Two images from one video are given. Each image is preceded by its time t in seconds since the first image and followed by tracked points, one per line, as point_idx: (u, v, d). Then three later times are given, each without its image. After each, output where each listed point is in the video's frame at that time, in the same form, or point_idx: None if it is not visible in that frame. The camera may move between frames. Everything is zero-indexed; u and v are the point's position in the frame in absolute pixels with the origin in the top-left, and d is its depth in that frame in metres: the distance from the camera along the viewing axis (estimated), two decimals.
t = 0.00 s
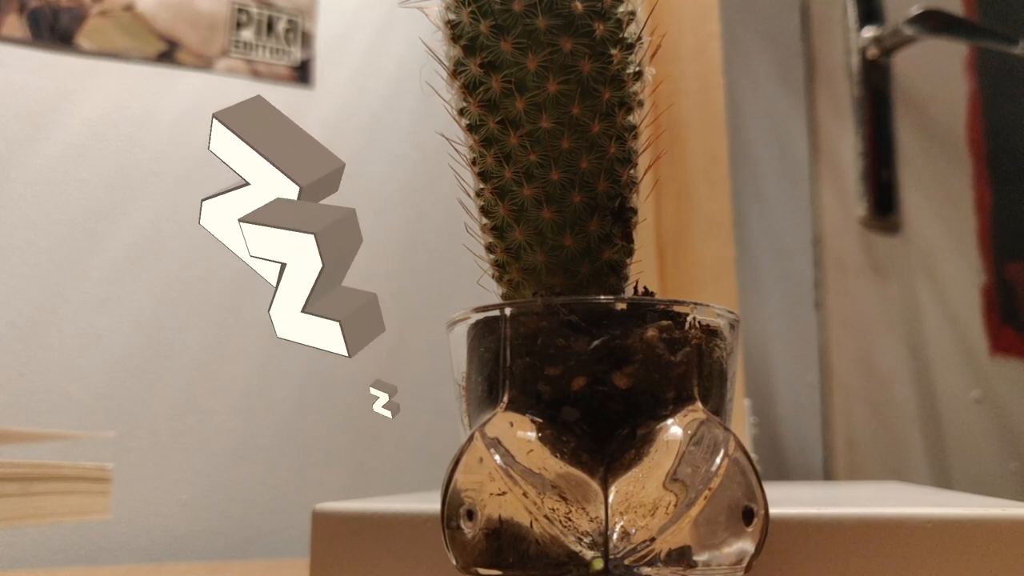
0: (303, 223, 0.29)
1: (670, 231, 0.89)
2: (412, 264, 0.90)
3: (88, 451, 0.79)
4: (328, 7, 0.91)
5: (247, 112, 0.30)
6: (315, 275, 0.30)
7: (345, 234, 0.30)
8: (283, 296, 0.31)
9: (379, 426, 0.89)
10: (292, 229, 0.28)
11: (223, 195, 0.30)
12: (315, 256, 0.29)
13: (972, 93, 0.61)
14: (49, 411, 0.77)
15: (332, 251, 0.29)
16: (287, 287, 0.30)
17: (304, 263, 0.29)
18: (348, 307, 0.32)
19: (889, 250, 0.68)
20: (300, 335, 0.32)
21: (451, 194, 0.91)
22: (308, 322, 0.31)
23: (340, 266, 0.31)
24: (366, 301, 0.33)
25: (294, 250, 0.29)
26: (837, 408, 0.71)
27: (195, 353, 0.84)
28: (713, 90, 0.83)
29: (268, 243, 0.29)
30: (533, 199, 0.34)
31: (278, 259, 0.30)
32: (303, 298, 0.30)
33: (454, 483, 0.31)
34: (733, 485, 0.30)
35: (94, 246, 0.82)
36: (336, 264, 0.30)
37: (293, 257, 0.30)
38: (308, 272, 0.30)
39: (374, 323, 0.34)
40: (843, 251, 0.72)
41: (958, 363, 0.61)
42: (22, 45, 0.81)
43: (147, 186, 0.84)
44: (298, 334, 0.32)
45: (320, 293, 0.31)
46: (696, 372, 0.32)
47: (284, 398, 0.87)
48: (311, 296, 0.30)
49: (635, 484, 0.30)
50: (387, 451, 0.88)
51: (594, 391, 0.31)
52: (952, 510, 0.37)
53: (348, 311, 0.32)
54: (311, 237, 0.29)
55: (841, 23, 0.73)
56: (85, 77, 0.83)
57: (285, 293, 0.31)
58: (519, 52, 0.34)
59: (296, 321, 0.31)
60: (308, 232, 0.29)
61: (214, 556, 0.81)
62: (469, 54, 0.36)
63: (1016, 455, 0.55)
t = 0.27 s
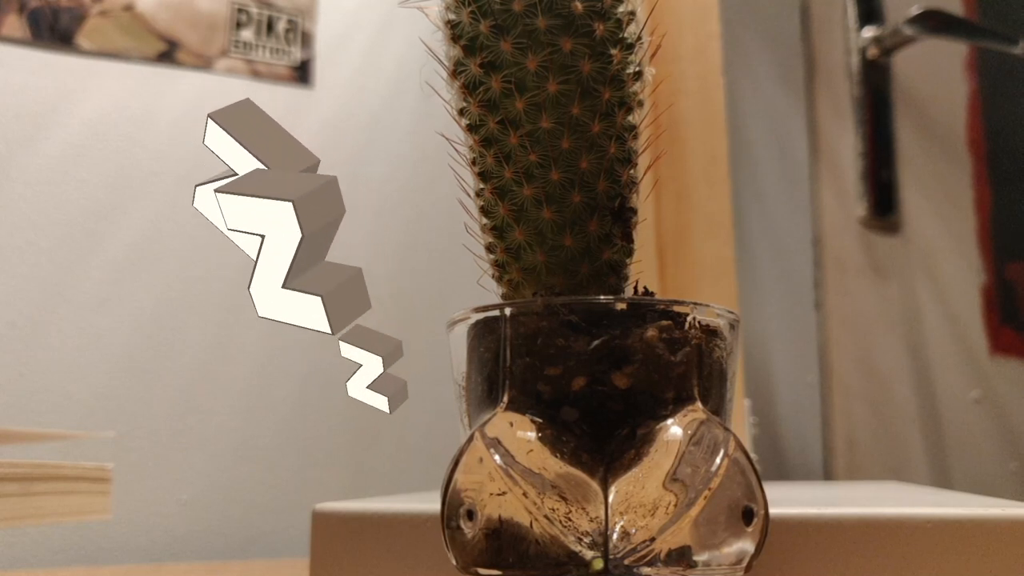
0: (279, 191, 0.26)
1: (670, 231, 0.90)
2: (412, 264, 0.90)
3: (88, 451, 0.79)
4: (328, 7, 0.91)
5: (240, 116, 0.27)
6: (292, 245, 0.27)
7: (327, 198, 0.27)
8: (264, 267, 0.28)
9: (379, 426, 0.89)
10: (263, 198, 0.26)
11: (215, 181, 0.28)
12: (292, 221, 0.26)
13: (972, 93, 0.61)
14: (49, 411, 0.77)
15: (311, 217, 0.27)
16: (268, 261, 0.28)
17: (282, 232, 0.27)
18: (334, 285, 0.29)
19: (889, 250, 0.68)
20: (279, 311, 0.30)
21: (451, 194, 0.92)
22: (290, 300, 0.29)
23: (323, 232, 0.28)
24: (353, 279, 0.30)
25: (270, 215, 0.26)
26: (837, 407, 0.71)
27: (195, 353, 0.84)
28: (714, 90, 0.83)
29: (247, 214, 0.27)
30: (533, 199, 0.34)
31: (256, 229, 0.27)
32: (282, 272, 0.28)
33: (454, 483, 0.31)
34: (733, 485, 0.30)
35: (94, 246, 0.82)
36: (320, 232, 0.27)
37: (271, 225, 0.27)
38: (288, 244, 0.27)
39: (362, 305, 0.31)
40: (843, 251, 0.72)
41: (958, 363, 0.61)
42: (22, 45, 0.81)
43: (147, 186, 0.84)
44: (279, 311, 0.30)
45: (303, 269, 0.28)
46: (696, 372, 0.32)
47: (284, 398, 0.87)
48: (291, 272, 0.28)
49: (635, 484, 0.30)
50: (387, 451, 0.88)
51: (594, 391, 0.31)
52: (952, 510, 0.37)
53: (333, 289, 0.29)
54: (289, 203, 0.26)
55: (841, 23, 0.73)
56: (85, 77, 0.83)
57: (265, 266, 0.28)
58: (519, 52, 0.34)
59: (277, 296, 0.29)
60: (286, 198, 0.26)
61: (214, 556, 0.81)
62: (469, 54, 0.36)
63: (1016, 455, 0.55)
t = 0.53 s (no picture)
0: (257, 161, 0.28)
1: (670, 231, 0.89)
2: (411, 265, 0.90)
3: (88, 451, 0.79)
4: (327, 7, 0.91)
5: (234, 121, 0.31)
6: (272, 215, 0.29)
7: (309, 168, 0.30)
8: (243, 247, 0.30)
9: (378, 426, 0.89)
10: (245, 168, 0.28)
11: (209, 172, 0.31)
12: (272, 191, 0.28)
13: (971, 93, 0.63)
14: (48, 411, 0.77)
15: (294, 186, 0.29)
16: (247, 237, 0.30)
17: (262, 202, 0.29)
18: (315, 261, 0.31)
19: (888, 250, 0.70)
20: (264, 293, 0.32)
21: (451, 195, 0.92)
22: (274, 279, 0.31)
23: (303, 203, 0.30)
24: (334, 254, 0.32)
25: (250, 187, 0.29)
26: (837, 408, 0.71)
27: (195, 353, 0.84)
28: (714, 90, 0.81)
29: (233, 190, 0.29)
30: (532, 199, 0.34)
31: (237, 204, 0.29)
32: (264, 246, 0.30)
33: (454, 483, 0.31)
34: (733, 485, 0.30)
35: (93, 246, 0.82)
36: (302, 200, 0.30)
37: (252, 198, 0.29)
38: (268, 211, 0.29)
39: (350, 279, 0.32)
40: (843, 251, 0.72)
41: (958, 363, 0.62)
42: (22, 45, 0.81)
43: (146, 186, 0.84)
44: (262, 292, 0.32)
45: (282, 246, 0.30)
46: (696, 371, 0.32)
47: (283, 398, 0.87)
48: (271, 246, 0.30)
49: (635, 484, 0.30)
50: (387, 451, 0.88)
51: (593, 391, 0.31)
52: (951, 510, 0.37)
53: (313, 264, 0.31)
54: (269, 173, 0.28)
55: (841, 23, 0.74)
56: (84, 77, 0.83)
57: (244, 244, 0.30)
58: (519, 52, 0.34)
59: (257, 275, 0.31)
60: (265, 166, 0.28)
61: (214, 556, 0.81)
62: (469, 54, 0.36)
63: (1015, 455, 0.56)
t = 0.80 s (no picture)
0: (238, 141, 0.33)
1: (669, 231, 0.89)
2: (412, 265, 0.89)
3: (88, 451, 0.78)
4: (327, 7, 0.91)
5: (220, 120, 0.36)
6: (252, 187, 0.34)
7: (286, 144, 0.34)
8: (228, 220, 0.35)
9: (378, 426, 0.88)
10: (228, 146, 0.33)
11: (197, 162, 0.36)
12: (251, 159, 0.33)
13: (971, 93, 0.63)
14: (47, 411, 0.77)
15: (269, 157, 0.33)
16: (233, 211, 0.35)
17: (243, 172, 0.34)
18: (298, 238, 0.36)
19: (888, 250, 0.69)
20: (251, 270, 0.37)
21: (451, 194, 0.92)
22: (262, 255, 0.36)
23: (283, 178, 0.34)
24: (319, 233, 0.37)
25: (235, 162, 0.33)
26: (837, 408, 0.71)
27: (195, 353, 0.84)
28: (713, 90, 0.81)
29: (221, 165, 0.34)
30: (532, 199, 0.34)
31: (221, 180, 0.34)
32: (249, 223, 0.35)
33: (453, 483, 0.31)
34: (733, 485, 0.30)
35: (93, 246, 0.82)
36: (280, 178, 0.34)
37: (235, 173, 0.34)
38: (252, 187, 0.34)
39: (337, 251, 0.36)
40: (843, 251, 0.72)
41: (958, 363, 0.62)
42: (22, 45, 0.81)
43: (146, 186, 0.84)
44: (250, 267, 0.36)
45: (266, 223, 0.35)
46: (696, 371, 0.32)
47: (283, 398, 0.87)
48: (256, 222, 0.35)
49: (635, 484, 0.30)
50: (387, 451, 0.88)
51: (593, 391, 0.31)
52: (951, 510, 0.37)
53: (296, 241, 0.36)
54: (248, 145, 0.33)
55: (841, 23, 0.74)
56: (84, 77, 0.83)
57: (230, 220, 0.35)
58: (518, 52, 0.34)
59: (245, 250, 0.36)
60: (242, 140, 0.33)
61: (214, 556, 0.81)
62: (469, 54, 0.36)
63: (1015, 455, 0.56)
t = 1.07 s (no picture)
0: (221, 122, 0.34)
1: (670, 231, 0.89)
2: (411, 264, 0.89)
3: (87, 451, 0.78)
4: (327, 7, 0.91)
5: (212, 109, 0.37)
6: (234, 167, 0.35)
7: (269, 127, 0.35)
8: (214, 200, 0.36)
9: (378, 427, 0.88)
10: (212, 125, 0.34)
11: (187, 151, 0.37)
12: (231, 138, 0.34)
13: (971, 93, 0.63)
14: (47, 411, 0.77)
15: (250, 139, 0.34)
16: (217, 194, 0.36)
17: (225, 155, 0.35)
18: (281, 215, 0.36)
19: (888, 250, 0.69)
20: (233, 248, 0.38)
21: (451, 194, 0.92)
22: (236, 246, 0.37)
23: (263, 157, 0.35)
24: (304, 211, 0.37)
25: (218, 146, 0.35)
26: (837, 408, 0.71)
27: (195, 353, 0.84)
28: (713, 90, 0.81)
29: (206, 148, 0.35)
30: (532, 199, 0.34)
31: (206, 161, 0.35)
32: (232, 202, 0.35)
33: (453, 483, 0.31)
34: (733, 485, 0.30)
35: (93, 246, 0.82)
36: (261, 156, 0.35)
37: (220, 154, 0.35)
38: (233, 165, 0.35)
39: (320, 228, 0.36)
40: (843, 251, 0.72)
41: (957, 363, 0.62)
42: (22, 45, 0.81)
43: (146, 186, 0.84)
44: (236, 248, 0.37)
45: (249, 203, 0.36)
46: (696, 371, 0.32)
47: (282, 398, 0.87)
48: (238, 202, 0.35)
49: (635, 484, 0.30)
50: (387, 451, 0.88)
51: (593, 391, 0.31)
52: (951, 510, 0.37)
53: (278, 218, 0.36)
54: (231, 125, 0.34)
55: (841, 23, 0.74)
56: (84, 77, 0.83)
57: (215, 201, 0.36)
58: (518, 52, 0.34)
59: (228, 230, 0.37)
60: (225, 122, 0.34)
61: (214, 556, 0.81)
62: (469, 54, 0.36)
63: (1016, 455, 0.56)
